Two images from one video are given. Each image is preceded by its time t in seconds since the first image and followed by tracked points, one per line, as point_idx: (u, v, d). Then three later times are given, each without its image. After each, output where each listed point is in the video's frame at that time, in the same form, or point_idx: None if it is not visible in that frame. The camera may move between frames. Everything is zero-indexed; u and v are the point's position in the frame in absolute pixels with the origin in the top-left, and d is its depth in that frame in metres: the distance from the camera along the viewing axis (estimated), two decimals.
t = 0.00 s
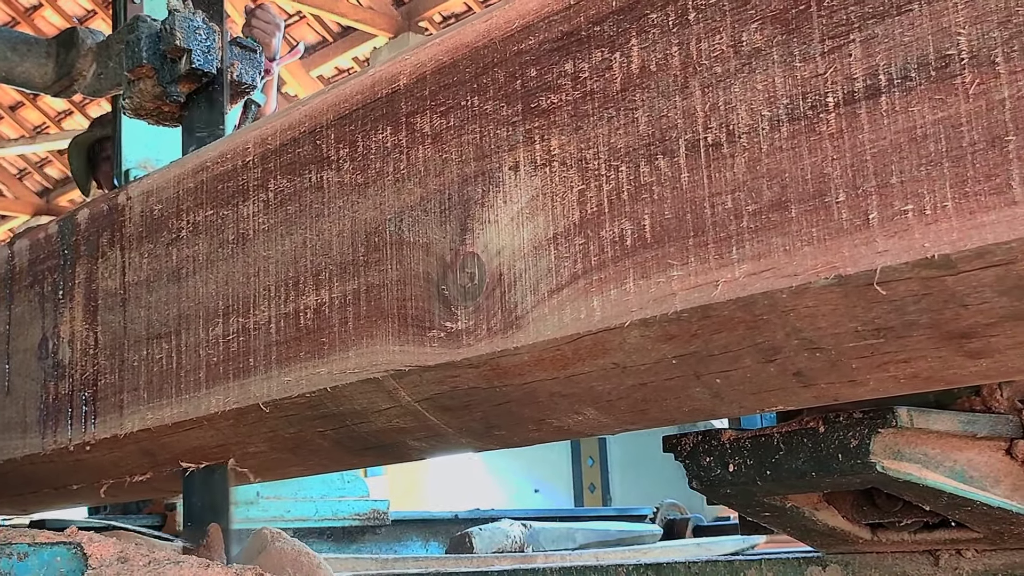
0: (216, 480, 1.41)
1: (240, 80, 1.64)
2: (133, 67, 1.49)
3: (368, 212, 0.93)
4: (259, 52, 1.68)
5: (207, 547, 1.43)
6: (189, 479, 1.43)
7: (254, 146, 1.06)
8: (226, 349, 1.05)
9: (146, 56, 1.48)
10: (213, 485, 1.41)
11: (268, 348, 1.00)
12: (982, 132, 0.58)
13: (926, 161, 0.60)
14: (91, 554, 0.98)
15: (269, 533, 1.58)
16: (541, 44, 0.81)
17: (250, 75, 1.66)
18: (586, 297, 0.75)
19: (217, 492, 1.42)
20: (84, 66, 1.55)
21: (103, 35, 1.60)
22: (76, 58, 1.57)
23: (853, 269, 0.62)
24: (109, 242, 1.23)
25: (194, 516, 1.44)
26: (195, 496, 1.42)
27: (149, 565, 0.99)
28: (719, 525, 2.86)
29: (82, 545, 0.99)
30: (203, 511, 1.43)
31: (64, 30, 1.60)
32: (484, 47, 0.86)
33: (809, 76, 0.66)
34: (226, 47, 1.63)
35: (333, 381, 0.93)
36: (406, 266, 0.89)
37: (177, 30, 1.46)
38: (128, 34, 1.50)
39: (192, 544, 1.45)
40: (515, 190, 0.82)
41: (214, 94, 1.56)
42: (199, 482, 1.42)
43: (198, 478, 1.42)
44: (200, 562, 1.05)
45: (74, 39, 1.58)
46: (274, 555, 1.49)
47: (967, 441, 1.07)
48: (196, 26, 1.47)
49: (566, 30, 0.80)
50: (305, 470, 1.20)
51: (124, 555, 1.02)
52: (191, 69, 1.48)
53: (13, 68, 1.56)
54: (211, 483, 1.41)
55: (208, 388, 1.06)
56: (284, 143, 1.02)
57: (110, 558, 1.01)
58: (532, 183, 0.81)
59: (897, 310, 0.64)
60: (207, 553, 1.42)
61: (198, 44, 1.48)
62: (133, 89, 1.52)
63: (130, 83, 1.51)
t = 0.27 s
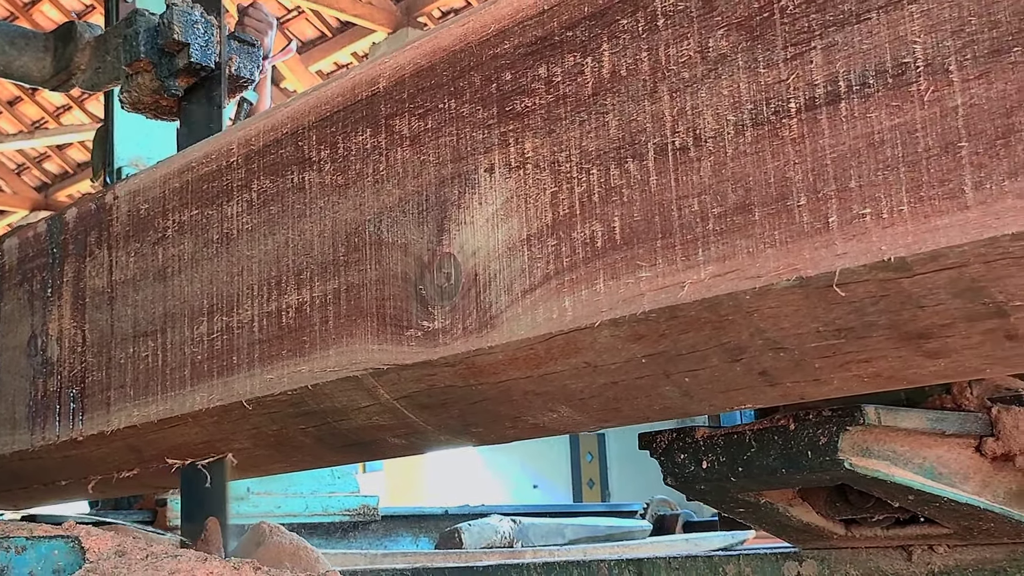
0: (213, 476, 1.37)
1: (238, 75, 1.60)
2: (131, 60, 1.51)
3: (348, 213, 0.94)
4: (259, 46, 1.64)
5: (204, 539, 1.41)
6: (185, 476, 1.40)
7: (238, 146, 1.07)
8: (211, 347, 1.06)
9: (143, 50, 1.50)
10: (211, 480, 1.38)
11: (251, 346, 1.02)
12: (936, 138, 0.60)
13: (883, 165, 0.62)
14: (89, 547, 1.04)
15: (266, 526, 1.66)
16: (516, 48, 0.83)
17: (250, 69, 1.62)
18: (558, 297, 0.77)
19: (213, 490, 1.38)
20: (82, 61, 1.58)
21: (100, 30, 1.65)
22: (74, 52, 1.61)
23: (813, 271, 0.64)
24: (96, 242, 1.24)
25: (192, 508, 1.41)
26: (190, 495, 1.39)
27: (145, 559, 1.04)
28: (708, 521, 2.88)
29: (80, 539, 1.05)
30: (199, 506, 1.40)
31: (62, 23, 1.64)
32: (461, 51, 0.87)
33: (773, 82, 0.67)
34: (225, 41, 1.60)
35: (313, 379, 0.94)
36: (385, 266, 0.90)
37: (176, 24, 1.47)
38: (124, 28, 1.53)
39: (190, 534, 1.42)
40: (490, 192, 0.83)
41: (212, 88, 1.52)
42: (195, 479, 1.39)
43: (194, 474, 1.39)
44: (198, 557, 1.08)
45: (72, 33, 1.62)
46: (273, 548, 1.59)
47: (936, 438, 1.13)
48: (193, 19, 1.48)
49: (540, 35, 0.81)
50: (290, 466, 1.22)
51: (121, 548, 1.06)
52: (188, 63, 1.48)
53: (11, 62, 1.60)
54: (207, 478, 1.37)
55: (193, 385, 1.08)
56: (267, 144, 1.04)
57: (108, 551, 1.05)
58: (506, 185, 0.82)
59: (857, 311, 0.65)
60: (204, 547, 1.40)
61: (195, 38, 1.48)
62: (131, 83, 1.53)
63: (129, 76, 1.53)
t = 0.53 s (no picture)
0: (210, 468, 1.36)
1: (238, 70, 1.67)
2: (130, 55, 1.54)
3: (332, 214, 0.96)
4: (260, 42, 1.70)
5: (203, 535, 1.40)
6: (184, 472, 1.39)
7: (224, 147, 1.09)
8: (198, 346, 1.08)
9: (143, 44, 1.52)
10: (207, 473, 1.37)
11: (237, 345, 1.03)
12: (898, 144, 0.61)
13: (848, 170, 0.63)
14: (89, 541, 1.05)
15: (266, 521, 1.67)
16: (494, 52, 0.84)
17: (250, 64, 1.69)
18: (536, 298, 0.78)
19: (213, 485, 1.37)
20: (80, 56, 1.60)
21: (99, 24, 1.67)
22: (72, 48, 1.62)
23: (781, 273, 0.65)
24: (86, 241, 1.25)
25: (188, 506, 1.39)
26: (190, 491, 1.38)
27: (145, 553, 1.04)
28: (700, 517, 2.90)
29: (80, 532, 1.06)
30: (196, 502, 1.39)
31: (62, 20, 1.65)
32: (442, 55, 0.88)
33: (742, 88, 0.69)
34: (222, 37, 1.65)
35: (298, 377, 0.96)
36: (368, 267, 0.92)
37: (176, 18, 1.50)
38: (123, 23, 1.55)
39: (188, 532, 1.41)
40: (469, 194, 0.84)
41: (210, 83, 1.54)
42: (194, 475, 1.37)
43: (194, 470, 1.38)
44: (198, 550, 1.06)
45: (70, 28, 1.63)
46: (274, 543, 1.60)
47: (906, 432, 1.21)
48: (193, 15, 1.51)
49: (518, 40, 0.82)
50: (277, 463, 1.23)
51: (120, 541, 1.08)
52: (188, 58, 1.51)
53: (11, 57, 1.63)
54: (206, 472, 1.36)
55: (180, 383, 1.09)
56: (253, 146, 1.05)
57: (109, 546, 1.05)
58: (485, 188, 0.83)
59: (824, 313, 0.67)
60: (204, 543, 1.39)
61: (195, 32, 1.51)
62: (130, 78, 1.55)
63: (128, 72, 1.55)
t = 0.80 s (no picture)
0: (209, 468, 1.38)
1: (237, 67, 1.71)
2: (130, 53, 1.58)
3: (314, 218, 0.97)
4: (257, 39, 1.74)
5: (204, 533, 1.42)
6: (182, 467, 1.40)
7: (210, 151, 1.10)
8: (183, 347, 1.09)
9: (142, 43, 1.56)
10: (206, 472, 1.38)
11: (221, 346, 1.04)
12: (858, 153, 0.63)
13: (810, 178, 0.65)
14: (85, 539, 1.07)
15: (265, 518, 1.68)
16: (471, 59, 0.85)
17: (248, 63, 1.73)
18: (511, 302, 0.80)
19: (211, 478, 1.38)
20: (80, 53, 1.64)
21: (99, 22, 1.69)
22: (71, 45, 1.66)
23: (745, 278, 0.66)
24: (75, 243, 1.27)
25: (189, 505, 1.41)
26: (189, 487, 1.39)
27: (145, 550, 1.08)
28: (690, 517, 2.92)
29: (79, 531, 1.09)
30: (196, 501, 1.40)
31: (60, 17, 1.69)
32: (421, 62, 0.90)
33: (709, 96, 0.70)
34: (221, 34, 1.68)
35: (280, 379, 0.97)
36: (348, 270, 0.93)
37: (174, 16, 1.53)
38: (123, 21, 1.60)
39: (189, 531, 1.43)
40: (447, 199, 0.86)
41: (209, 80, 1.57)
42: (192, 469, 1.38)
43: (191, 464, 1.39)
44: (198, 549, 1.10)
45: (69, 26, 1.67)
46: (272, 541, 1.60)
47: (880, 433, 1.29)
48: (191, 13, 1.54)
49: (494, 47, 0.84)
50: (264, 463, 1.25)
51: (119, 540, 1.09)
52: (186, 56, 1.54)
53: (9, 54, 1.66)
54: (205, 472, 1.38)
55: (166, 384, 1.10)
56: (237, 150, 1.07)
57: (107, 543, 1.08)
58: (462, 193, 0.85)
59: (788, 317, 0.68)
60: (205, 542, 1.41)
61: (194, 30, 1.54)
62: (130, 76, 1.59)
63: (127, 70, 1.59)
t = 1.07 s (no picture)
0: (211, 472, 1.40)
1: (238, 69, 1.70)
2: (131, 55, 1.58)
3: (299, 227, 0.99)
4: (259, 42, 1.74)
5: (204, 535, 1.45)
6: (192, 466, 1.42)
7: (198, 160, 1.12)
8: (172, 353, 1.11)
9: (143, 44, 1.58)
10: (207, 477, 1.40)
11: (209, 353, 1.06)
12: (822, 167, 0.64)
13: (776, 192, 0.66)
14: (88, 541, 1.04)
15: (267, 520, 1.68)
16: (452, 72, 0.87)
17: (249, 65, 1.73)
18: (489, 311, 0.81)
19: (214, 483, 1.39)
20: (81, 56, 1.69)
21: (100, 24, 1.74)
22: (72, 48, 1.71)
23: (714, 289, 0.68)
24: (66, 250, 1.28)
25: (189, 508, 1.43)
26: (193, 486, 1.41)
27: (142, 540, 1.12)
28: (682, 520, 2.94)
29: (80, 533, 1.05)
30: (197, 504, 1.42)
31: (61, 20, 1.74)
32: (403, 74, 0.91)
33: (680, 110, 0.72)
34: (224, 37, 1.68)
35: (266, 385, 0.99)
36: (332, 278, 0.94)
37: (175, 19, 1.53)
38: (125, 23, 1.62)
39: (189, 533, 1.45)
40: (428, 209, 0.87)
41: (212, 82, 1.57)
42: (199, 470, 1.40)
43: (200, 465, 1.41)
44: (197, 550, 1.08)
45: (70, 29, 1.72)
46: (273, 543, 1.60)
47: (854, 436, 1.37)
48: (193, 15, 1.54)
49: (474, 61, 0.85)
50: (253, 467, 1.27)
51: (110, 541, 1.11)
52: (188, 58, 1.54)
53: (12, 55, 1.71)
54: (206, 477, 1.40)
55: (155, 390, 1.12)
56: (225, 160, 1.08)
57: (108, 546, 1.05)
58: (442, 203, 0.86)
59: (756, 327, 0.70)
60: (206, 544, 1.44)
61: (195, 33, 1.54)
62: (131, 78, 1.59)
63: (128, 72, 1.59)
